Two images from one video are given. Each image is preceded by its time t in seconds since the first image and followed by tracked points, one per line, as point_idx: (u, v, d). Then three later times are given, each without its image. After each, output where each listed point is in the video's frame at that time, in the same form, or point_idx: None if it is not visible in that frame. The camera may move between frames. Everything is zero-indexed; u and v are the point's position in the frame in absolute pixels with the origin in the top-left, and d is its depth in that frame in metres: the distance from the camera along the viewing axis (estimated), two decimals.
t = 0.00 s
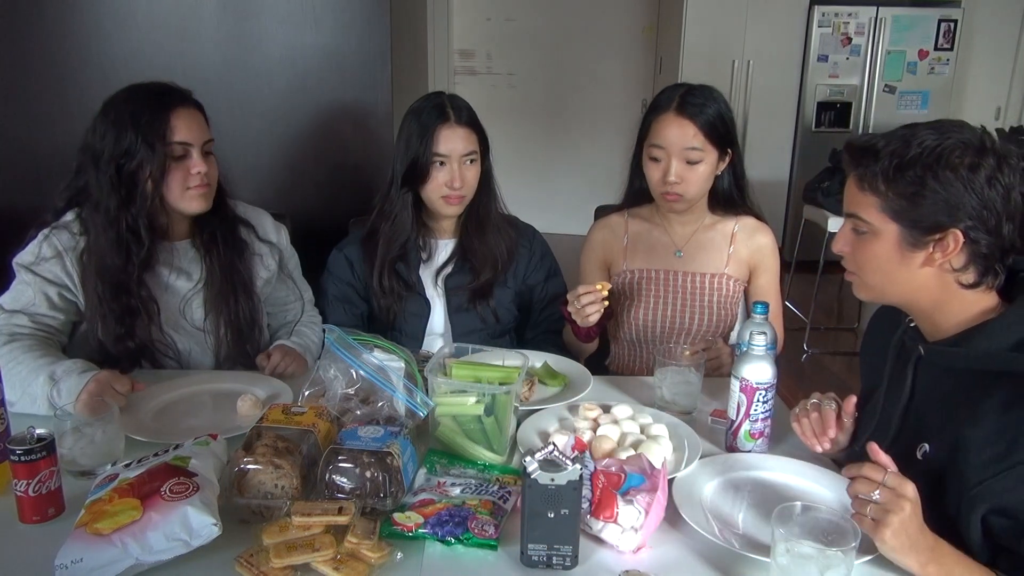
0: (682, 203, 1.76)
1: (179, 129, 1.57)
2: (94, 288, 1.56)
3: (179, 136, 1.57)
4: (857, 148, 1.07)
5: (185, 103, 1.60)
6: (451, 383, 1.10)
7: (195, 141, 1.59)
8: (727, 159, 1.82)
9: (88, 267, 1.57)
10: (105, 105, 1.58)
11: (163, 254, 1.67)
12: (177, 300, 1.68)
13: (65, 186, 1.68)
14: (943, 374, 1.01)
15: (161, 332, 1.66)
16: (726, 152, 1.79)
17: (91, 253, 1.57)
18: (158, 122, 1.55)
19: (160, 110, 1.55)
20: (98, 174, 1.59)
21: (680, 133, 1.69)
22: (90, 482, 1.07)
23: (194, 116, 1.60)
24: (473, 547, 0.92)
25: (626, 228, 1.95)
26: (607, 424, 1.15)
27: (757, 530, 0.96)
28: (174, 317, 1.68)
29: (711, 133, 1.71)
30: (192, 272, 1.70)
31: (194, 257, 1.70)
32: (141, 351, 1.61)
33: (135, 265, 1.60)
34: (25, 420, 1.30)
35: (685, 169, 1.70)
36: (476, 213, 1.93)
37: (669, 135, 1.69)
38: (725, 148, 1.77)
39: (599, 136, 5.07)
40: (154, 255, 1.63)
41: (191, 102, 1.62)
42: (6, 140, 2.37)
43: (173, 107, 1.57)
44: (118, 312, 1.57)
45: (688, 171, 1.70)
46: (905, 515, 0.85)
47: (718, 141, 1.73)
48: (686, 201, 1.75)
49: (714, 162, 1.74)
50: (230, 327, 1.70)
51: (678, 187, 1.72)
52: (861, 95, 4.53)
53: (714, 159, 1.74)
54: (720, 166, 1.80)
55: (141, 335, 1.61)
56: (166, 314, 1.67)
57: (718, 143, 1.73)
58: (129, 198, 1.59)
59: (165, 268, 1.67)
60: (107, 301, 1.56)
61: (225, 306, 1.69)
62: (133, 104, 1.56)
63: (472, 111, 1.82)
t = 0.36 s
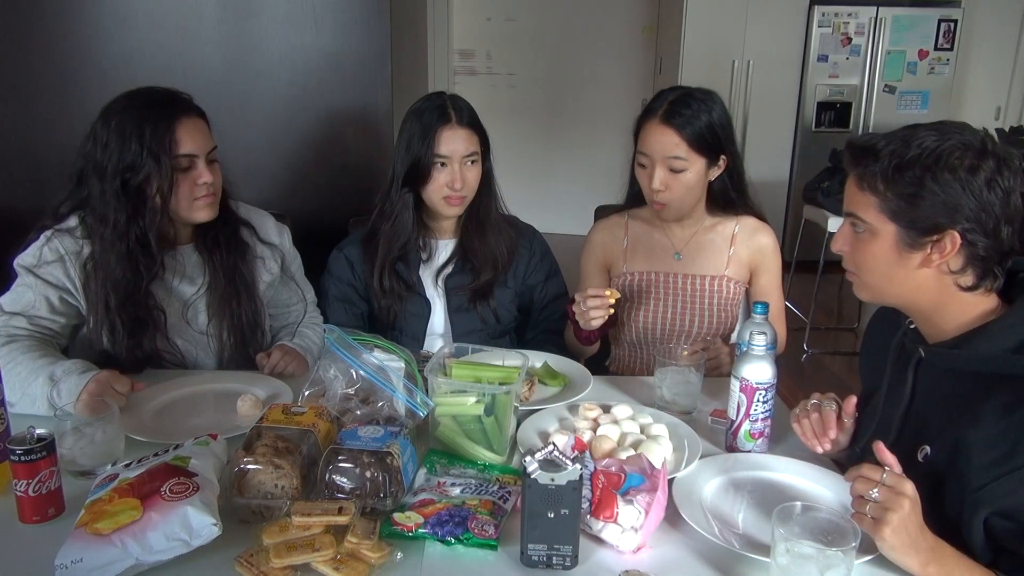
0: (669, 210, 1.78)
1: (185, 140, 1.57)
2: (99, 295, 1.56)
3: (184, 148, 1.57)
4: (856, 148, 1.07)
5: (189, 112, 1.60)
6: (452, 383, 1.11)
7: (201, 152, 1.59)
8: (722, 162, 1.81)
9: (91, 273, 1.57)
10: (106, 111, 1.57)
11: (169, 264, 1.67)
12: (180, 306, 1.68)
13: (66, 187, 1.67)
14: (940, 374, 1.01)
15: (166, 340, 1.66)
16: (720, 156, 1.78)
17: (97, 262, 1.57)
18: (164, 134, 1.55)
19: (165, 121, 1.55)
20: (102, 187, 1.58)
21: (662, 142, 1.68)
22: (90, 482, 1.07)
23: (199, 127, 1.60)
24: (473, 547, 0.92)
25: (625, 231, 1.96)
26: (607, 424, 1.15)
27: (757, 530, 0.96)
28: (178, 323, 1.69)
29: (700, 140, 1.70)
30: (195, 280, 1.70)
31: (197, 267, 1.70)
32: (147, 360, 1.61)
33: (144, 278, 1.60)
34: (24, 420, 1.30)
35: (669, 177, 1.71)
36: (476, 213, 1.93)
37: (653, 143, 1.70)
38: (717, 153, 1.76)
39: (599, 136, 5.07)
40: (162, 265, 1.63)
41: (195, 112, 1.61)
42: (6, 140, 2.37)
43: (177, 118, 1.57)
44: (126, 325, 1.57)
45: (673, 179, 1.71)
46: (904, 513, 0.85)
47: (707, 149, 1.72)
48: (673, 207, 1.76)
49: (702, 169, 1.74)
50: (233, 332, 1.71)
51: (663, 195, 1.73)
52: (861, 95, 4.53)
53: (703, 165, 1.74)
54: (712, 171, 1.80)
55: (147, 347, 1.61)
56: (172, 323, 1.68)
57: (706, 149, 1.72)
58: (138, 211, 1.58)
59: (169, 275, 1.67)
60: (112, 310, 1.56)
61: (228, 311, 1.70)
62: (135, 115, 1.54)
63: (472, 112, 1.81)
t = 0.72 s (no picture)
0: (662, 212, 1.77)
1: (186, 144, 1.57)
2: (100, 296, 1.56)
3: (185, 151, 1.57)
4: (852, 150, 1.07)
5: (190, 115, 1.60)
6: (451, 383, 1.11)
7: (201, 155, 1.60)
8: (718, 164, 1.81)
9: (92, 275, 1.57)
10: (106, 114, 1.57)
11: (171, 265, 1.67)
12: (181, 307, 1.68)
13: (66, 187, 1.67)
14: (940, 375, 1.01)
15: (167, 342, 1.67)
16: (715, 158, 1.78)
17: (97, 263, 1.57)
18: (165, 137, 1.55)
19: (166, 124, 1.55)
20: (103, 190, 1.57)
21: (654, 145, 1.69)
22: (90, 482, 1.07)
23: (200, 130, 1.60)
24: (473, 548, 0.92)
25: (625, 231, 1.95)
26: (607, 424, 1.15)
27: (758, 530, 0.96)
28: (179, 325, 1.69)
29: (694, 143, 1.70)
30: (196, 281, 1.70)
31: (198, 267, 1.70)
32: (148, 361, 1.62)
33: (146, 281, 1.60)
34: (24, 420, 1.30)
35: (662, 181, 1.71)
36: (476, 213, 1.93)
37: (643, 146, 1.71)
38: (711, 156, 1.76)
39: (599, 136, 5.07)
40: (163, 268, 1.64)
41: (196, 114, 1.62)
42: (5, 140, 2.37)
43: (178, 121, 1.57)
44: (127, 327, 1.57)
45: (666, 182, 1.71)
46: (905, 515, 0.84)
47: (701, 152, 1.72)
48: (666, 211, 1.76)
49: (695, 172, 1.73)
50: (233, 332, 1.71)
51: (656, 198, 1.73)
52: (861, 95, 4.53)
53: (696, 169, 1.74)
54: (708, 173, 1.79)
55: (148, 348, 1.61)
56: (173, 324, 1.68)
57: (699, 152, 1.72)
58: (140, 215, 1.58)
59: (169, 277, 1.67)
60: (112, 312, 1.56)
61: (229, 313, 1.70)
62: (136, 118, 1.54)
63: (471, 113, 1.81)
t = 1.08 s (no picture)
0: (660, 212, 1.77)
1: (186, 145, 1.57)
2: (100, 297, 1.56)
3: (184, 152, 1.57)
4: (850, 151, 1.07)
5: (189, 116, 1.60)
6: (451, 383, 1.11)
7: (201, 156, 1.60)
8: (715, 165, 1.81)
9: (92, 275, 1.57)
10: (105, 115, 1.57)
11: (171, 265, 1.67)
12: (181, 307, 1.69)
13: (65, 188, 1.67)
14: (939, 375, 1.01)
15: (167, 342, 1.67)
16: (712, 158, 1.78)
17: (97, 263, 1.57)
18: (164, 139, 1.55)
19: (166, 126, 1.55)
20: (103, 191, 1.58)
21: (649, 146, 1.69)
22: (90, 482, 1.07)
23: (199, 131, 1.60)
24: (473, 547, 0.92)
25: (625, 232, 1.95)
26: (607, 424, 1.15)
27: (758, 530, 0.96)
28: (179, 325, 1.69)
29: (691, 142, 1.70)
30: (196, 282, 1.70)
31: (198, 268, 1.70)
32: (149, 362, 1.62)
33: (146, 281, 1.60)
34: (23, 420, 1.30)
35: (659, 181, 1.71)
36: (476, 213, 1.93)
37: (640, 147, 1.71)
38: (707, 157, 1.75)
39: (599, 136, 5.07)
40: (163, 268, 1.64)
41: (195, 116, 1.62)
42: (5, 140, 2.37)
43: (178, 122, 1.57)
44: (127, 327, 1.57)
45: (662, 183, 1.71)
46: (907, 516, 0.84)
47: (697, 152, 1.72)
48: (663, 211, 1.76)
49: (691, 172, 1.73)
50: (233, 332, 1.71)
51: (652, 198, 1.73)
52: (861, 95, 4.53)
53: (693, 169, 1.73)
54: (705, 174, 1.79)
55: (148, 349, 1.61)
56: (173, 324, 1.68)
57: (696, 152, 1.72)
58: (140, 216, 1.58)
59: (169, 278, 1.67)
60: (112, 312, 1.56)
61: (229, 313, 1.70)
62: (136, 119, 1.54)
63: (471, 113, 1.81)
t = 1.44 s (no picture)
0: (659, 212, 1.77)
1: (186, 146, 1.57)
2: (100, 297, 1.56)
3: (184, 153, 1.57)
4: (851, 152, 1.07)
5: (189, 117, 1.60)
6: (452, 383, 1.11)
7: (201, 157, 1.60)
8: (714, 166, 1.80)
9: (91, 275, 1.57)
10: (105, 116, 1.57)
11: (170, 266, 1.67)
12: (181, 308, 1.69)
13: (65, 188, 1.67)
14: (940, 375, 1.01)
15: (167, 342, 1.67)
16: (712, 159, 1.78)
17: (97, 263, 1.57)
18: (164, 139, 1.55)
19: (166, 126, 1.55)
20: (103, 191, 1.58)
21: (648, 146, 1.69)
22: (90, 482, 1.07)
23: (199, 132, 1.60)
24: (473, 547, 0.92)
25: (625, 232, 1.95)
26: (607, 424, 1.15)
27: (758, 530, 0.96)
28: (179, 325, 1.69)
29: (691, 142, 1.70)
30: (196, 282, 1.70)
31: (198, 268, 1.70)
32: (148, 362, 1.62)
33: (145, 282, 1.60)
34: (23, 420, 1.30)
35: (658, 181, 1.71)
36: (476, 213, 1.93)
37: (639, 147, 1.71)
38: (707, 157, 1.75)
39: (599, 136, 5.07)
40: (163, 269, 1.64)
41: (196, 116, 1.62)
42: (5, 140, 2.37)
43: (178, 123, 1.57)
44: (127, 327, 1.57)
45: (661, 183, 1.71)
46: (908, 518, 0.84)
47: (696, 153, 1.72)
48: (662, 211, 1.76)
49: (690, 172, 1.73)
50: (234, 333, 1.71)
51: (651, 198, 1.73)
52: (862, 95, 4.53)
53: (693, 169, 1.73)
54: (704, 174, 1.79)
55: (148, 349, 1.61)
56: (173, 324, 1.68)
57: (695, 152, 1.72)
58: (140, 216, 1.59)
59: (169, 278, 1.67)
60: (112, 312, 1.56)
61: (229, 313, 1.70)
62: (136, 120, 1.54)
63: (472, 113, 1.81)
